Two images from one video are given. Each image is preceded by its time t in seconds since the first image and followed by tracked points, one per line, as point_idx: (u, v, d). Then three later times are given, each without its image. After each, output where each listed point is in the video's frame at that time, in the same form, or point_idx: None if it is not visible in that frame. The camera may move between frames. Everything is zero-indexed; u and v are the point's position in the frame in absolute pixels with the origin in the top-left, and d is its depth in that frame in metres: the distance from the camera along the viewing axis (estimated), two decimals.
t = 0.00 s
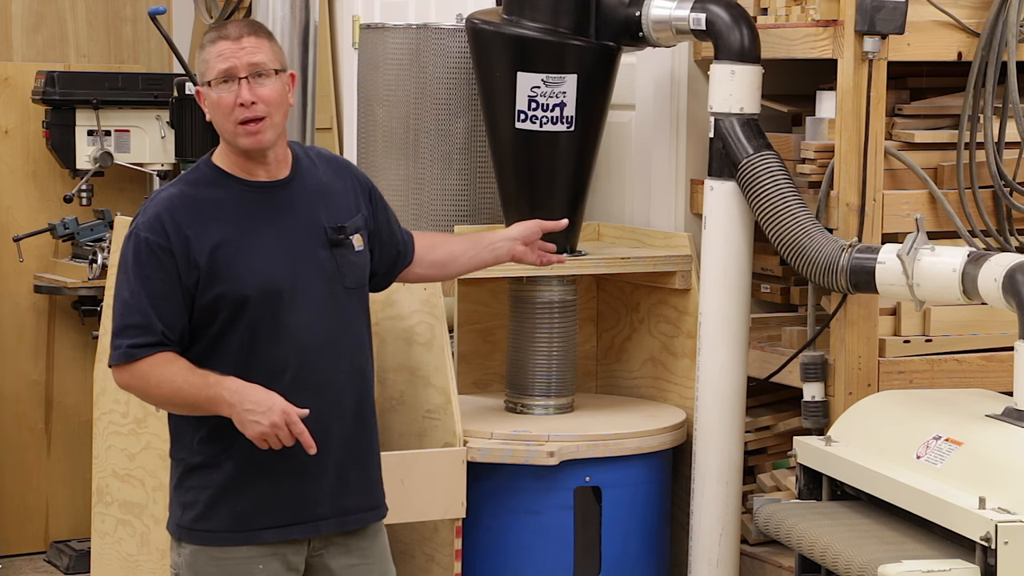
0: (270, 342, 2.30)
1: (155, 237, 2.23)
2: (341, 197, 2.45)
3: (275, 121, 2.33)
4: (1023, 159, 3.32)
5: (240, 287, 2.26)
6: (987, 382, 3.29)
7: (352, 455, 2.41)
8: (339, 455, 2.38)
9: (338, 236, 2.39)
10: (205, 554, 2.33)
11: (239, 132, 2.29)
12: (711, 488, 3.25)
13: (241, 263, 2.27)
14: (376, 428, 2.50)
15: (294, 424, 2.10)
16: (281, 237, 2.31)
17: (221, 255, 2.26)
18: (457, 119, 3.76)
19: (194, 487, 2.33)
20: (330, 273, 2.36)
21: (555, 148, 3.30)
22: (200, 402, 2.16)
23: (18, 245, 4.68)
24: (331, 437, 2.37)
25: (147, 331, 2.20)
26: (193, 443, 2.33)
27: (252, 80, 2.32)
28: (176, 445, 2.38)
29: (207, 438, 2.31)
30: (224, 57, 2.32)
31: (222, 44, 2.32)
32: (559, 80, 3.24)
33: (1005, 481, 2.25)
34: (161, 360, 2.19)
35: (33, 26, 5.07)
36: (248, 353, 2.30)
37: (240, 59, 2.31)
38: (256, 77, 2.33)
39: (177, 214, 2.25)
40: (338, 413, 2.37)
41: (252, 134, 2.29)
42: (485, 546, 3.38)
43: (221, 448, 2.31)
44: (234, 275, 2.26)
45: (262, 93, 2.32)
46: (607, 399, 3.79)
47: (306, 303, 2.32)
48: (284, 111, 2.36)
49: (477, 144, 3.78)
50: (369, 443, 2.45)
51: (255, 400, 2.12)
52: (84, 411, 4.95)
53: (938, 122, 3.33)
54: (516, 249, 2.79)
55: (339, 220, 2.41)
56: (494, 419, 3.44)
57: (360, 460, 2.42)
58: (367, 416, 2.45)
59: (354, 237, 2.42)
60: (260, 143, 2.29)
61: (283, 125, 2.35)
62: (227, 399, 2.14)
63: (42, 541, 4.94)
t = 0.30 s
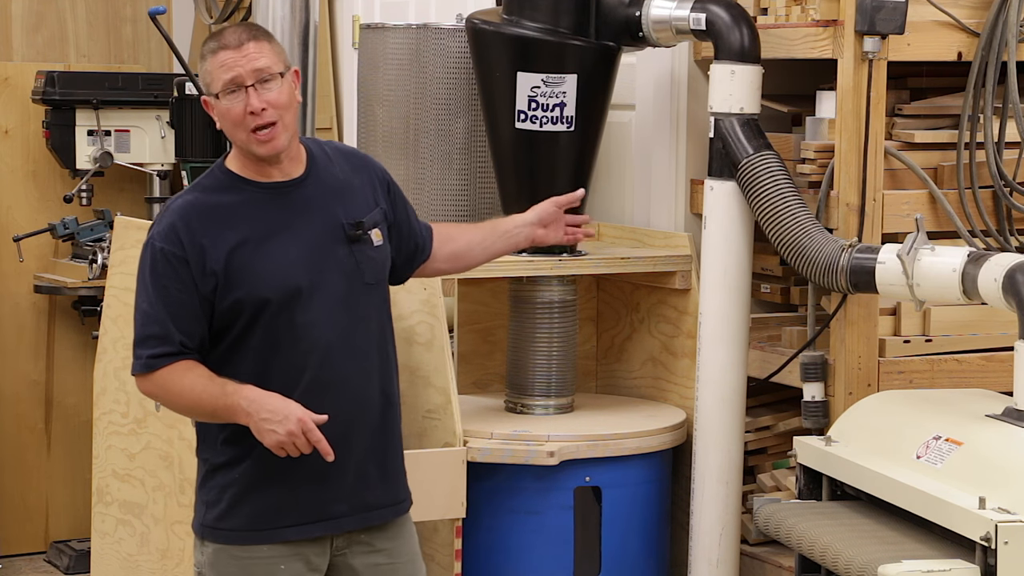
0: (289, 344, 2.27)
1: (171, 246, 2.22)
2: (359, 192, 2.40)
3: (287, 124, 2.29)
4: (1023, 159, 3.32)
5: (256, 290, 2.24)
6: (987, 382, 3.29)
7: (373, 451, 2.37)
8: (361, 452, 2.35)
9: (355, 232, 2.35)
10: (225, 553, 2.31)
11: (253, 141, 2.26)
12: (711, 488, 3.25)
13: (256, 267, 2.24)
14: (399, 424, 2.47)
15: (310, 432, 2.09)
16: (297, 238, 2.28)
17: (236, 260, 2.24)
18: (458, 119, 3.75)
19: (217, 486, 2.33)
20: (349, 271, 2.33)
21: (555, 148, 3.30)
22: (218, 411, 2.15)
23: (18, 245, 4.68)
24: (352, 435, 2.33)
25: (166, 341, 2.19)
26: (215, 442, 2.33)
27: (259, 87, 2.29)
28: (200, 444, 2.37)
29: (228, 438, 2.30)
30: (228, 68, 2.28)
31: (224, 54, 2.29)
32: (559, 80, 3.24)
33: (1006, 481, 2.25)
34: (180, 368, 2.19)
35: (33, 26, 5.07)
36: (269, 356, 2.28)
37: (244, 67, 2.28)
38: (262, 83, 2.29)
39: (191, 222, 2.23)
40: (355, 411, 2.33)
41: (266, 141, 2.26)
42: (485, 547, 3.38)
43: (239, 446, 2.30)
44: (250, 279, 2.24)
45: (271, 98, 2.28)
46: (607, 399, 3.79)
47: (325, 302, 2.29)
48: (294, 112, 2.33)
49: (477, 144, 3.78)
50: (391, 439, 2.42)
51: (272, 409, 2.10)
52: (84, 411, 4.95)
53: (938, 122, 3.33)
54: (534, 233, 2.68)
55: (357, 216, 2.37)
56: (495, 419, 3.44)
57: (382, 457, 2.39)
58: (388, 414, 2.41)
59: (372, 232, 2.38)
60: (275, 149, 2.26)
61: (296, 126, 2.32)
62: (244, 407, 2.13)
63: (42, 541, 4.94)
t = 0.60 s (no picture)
0: (305, 345, 2.20)
1: (188, 241, 2.16)
2: (382, 193, 2.33)
3: (309, 117, 2.24)
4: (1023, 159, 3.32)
5: (271, 288, 2.17)
6: (986, 382, 3.29)
7: (393, 454, 2.29)
8: (380, 454, 2.27)
9: (374, 233, 2.27)
10: (242, 553, 2.24)
11: (273, 132, 2.21)
12: (710, 488, 3.25)
13: (271, 266, 2.18)
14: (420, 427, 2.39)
15: (323, 427, 2.01)
16: (313, 237, 2.21)
17: (251, 257, 2.17)
18: (457, 119, 3.76)
19: (234, 485, 2.25)
20: (366, 272, 2.25)
21: (555, 149, 3.30)
22: (232, 405, 2.09)
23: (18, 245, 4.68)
24: (371, 435, 2.25)
25: (182, 336, 2.13)
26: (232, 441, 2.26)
27: (281, 78, 2.24)
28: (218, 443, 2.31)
29: (245, 437, 2.23)
30: (251, 59, 2.25)
31: (248, 45, 2.25)
32: (559, 80, 3.24)
33: (1005, 481, 2.25)
34: (196, 361, 2.12)
35: (33, 26, 5.07)
36: (285, 356, 2.21)
37: (268, 58, 2.24)
38: (285, 75, 2.25)
39: (209, 216, 2.18)
40: (372, 413, 2.25)
41: (287, 133, 2.21)
42: (485, 547, 3.38)
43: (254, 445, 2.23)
44: (265, 277, 2.17)
45: (293, 90, 2.23)
46: (608, 399, 3.79)
47: (341, 303, 2.21)
48: (317, 108, 2.27)
49: (477, 144, 3.78)
50: (412, 442, 2.33)
51: (285, 403, 2.04)
52: (84, 410, 4.95)
53: (939, 122, 3.33)
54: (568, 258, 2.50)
55: (377, 216, 2.30)
56: (495, 419, 3.44)
57: (402, 461, 2.30)
58: (410, 417, 2.32)
59: (392, 233, 2.31)
60: (295, 141, 2.21)
61: (319, 121, 2.27)
62: (257, 402, 2.07)
63: (42, 541, 4.94)
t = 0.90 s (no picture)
0: (316, 341, 2.20)
1: (204, 229, 2.16)
2: (400, 196, 2.34)
3: (333, 113, 2.25)
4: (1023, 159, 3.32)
5: (285, 282, 2.17)
6: (986, 382, 3.29)
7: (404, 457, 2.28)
8: (390, 456, 2.26)
9: (390, 234, 2.28)
10: (253, 555, 2.23)
11: (296, 125, 2.21)
12: (710, 488, 3.25)
13: (285, 259, 2.17)
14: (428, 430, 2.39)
15: (328, 423, 2.00)
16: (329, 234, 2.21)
17: (266, 250, 2.17)
18: (457, 119, 3.76)
19: (244, 485, 2.25)
20: (380, 272, 2.25)
21: (555, 149, 3.31)
22: (239, 396, 2.08)
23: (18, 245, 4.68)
24: (381, 437, 2.25)
25: (193, 324, 2.13)
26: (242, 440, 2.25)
27: (308, 71, 2.25)
28: (227, 442, 2.30)
29: (255, 435, 2.22)
30: (280, 50, 2.25)
31: (278, 36, 2.26)
32: (559, 80, 3.25)
33: (1005, 481, 2.25)
34: (205, 351, 2.12)
35: (32, 26, 5.06)
36: (295, 351, 2.20)
37: (296, 50, 2.25)
38: (313, 68, 2.25)
39: (226, 207, 2.18)
40: (382, 414, 2.25)
41: (309, 127, 2.21)
42: (485, 547, 3.38)
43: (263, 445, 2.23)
44: (279, 270, 2.17)
45: (319, 84, 2.24)
46: (608, 399, 3.79)
47: (353, 301, 2.21)
48: (341, 104, 2.28)
49: (477, 144, 3.80)
50: (421, 445, 2.33)
51: (291, 396, 2.02)
52: (84, 411, 4.95)
53: (938, 122, 3.33)
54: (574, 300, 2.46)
55: (394, 218, 2.30)
56: (495, 419, 3.45)
57: (412, 464, 2.29)
58: (419, 420, 2.32)
59: (408, 236, 2.31)
60: (317, 136, 2.21)
61: (342, 117, 2.27)
62: (264, 394, 2.05)
63: (42, 541, 4.94)
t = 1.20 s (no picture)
0: (325, 334, 2.19)
1: (220, 214, 2.15)
2: (414, 197, 2.35)
3: (353, 111, 2.25)
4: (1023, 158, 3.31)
5: (297, 272, 2.16)
6: (987, 382, 3.28)
7: (409, 456, 2.29)
8: (395, 455, 2.26)
9: (403, 233, 2.28)
10: (259, 555, 2.23)
11: (314, 120, 2.22)
12: (710, 488, 3.25)
13: (299, 250, 2.17)
14: (429, 429, 2.39)
15: (338, 413, 1.98)
16: (342, 228, 2.21)
17: (280, 239, 2.17)
18: (458, 119, 3.77)
19: (250, 482, 2.23)
20: (391, 269, 2.26)
21: (555, 149, 3.31)
22: (247, 381, 2.06)
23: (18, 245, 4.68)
24: (385, 435, 2.25)
25: (204, 307, 2.11)
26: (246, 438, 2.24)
27: (332, 67, 2.25)
28: (230, 439, 2.28)
29: (259, 431, 2.21)
30: (306, 44, 2.26)
31: (305, 30, 2.27)
32: (559, 80, 3.25)
33: (1005, 481, 2.25)
34: (214, 336, 2.10)
35: (33, 25, 5.06)
36: (303, 342, 2.19)
37: (322, 46, 2.25)
38: (336, 65, 2.26)
39: (243, 194, 2.18)
40: (388, 413, 2.25)
41: (328, 124, 2.22)
42: (485, 547, 3.38)
43: (268, 443, 2.22)
44: (292, 260, 2.17)
45: (341, 80, 2.24)
46: (608, 398, 3.79)
47: (364, 297, 2.22)
48: (362, 103, 2.28)
49: (477, 145, 3.80)
50: (424, 444, 2.33)
51: (302, 383, 2.00)
52: (84, 411, 4.95)
53: (939, 122, 3.33)
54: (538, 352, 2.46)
55: (407, 218, 2.31)
56: (495, 419, 3.45)
57: (415, 464, 2.30)
58: (422, 419, 2.33)
59: (420, 237, 2.32)
60: (335, 134, 2.22)
61: (362, 116, 2.27)
62: (274, 379, 2.03)
63: (42, 541, 4.94)
